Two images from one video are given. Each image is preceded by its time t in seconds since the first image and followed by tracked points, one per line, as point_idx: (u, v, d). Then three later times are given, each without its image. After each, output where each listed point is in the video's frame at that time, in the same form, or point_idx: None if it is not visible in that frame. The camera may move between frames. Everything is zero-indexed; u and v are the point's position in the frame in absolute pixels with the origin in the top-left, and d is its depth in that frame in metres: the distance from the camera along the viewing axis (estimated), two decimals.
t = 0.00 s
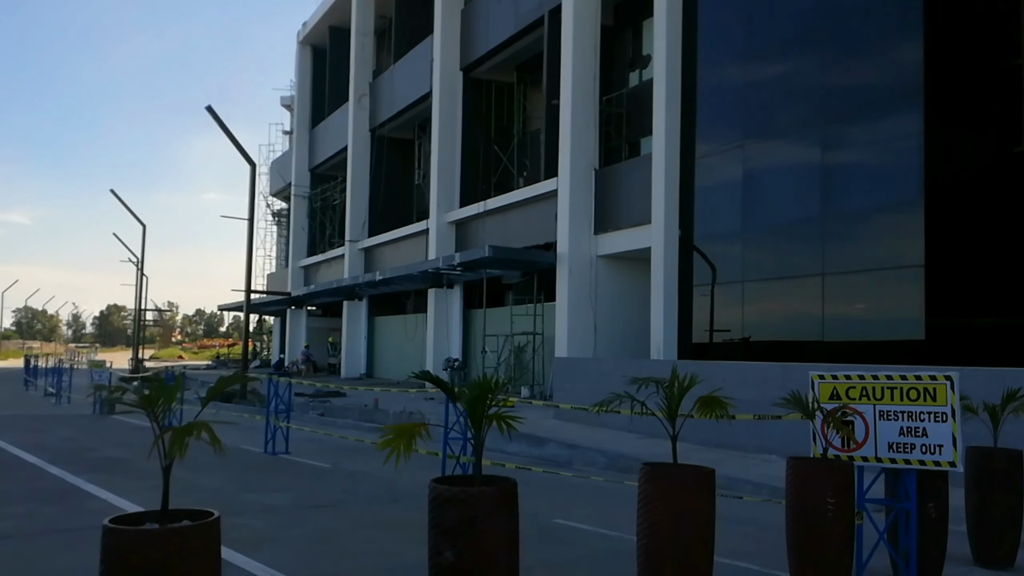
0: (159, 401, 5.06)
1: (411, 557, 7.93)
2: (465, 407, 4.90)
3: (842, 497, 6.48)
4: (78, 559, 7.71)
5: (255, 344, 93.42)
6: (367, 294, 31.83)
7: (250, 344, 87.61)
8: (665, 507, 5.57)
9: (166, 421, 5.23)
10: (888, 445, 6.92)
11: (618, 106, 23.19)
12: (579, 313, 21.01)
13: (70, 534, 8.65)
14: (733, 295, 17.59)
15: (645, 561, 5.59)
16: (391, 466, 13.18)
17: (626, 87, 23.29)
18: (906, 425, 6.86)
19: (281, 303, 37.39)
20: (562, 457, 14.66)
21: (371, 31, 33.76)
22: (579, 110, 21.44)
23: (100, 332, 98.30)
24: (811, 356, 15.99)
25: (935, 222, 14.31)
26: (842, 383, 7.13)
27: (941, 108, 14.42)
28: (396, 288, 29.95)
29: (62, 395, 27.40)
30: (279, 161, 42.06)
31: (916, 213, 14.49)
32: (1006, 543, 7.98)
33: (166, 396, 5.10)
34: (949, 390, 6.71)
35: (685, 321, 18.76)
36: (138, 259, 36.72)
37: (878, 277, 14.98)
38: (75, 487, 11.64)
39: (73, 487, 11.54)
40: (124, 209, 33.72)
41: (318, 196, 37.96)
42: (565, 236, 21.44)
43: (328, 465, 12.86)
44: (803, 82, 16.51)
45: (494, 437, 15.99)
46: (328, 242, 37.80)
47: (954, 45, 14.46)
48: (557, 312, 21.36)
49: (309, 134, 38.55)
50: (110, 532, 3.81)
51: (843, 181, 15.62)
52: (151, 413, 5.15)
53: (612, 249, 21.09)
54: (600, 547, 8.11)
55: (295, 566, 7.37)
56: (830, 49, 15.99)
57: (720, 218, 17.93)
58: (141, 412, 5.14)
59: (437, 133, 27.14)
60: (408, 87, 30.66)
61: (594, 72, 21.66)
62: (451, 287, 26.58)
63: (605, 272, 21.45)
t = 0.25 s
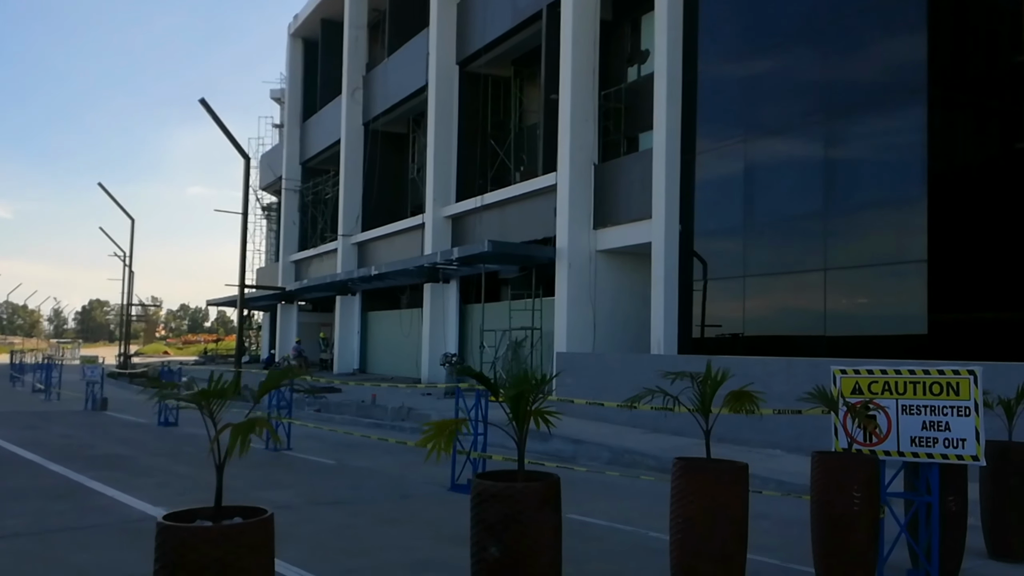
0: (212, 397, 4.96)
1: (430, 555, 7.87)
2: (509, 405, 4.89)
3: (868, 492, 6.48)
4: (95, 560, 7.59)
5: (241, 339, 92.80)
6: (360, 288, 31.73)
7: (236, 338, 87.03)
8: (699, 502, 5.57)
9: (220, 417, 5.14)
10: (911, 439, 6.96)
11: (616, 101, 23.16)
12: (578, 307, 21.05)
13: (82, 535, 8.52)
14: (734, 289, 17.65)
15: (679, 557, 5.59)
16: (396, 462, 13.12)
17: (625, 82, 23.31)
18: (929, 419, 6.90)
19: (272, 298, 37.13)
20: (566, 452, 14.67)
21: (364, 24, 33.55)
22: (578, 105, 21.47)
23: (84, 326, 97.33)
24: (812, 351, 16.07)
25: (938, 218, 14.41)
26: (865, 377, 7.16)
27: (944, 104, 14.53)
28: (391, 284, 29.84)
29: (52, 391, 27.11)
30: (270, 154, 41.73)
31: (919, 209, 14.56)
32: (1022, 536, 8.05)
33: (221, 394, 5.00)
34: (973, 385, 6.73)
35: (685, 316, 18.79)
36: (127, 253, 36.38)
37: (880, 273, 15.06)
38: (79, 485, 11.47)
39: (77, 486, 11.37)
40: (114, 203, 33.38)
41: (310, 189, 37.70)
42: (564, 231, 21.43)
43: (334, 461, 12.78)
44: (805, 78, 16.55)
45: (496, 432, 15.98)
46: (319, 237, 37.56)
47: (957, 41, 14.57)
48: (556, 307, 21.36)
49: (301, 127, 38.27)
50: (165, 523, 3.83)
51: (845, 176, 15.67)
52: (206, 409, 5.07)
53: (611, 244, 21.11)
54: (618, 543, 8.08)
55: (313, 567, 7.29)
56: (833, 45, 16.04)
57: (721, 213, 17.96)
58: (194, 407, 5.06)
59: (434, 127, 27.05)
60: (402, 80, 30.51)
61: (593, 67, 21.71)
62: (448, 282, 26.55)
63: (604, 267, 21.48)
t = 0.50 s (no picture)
0: (272, 395, 4.86)
1: (452, 551, 7.92)
2: (551, 403, 4.88)
3: (892, 486, 6.57)
4: (118, 559, 7.56)
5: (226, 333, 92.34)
6: (354, 284, 31.70)
7: (222, 333, 86.48)
8: (734, 498, 5.62)
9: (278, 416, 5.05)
10: (930, 435, 7.06)
11: (615, 98, 23.32)
12: (576, 303, 21.17)
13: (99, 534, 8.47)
14: (732, 286, 17.80)
15: (713, 553, 5.65)
16: (402, 458, 13.17)
17: (623, 79, 23.41)
18: (947, 415, 7.02)
19: (263, 293, 36.99)
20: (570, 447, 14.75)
21: (358, 19, 33.43)
22: (577, 102, 21.61)
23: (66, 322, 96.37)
24: (812, 347, 16.23)
25: (938, 216, 14.57)
26: (883, 374, 7.28)
27: (945, 103, 14.65)
28: (385, 279, 29.82)
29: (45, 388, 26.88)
30: (260, 148, 41.51)
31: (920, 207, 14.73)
32: None
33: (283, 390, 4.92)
34: (991, 381, 6.86)
35: (685, 313, 18.92)
36: (118, 249, 36.10)
37: (880, 270, 15.22)
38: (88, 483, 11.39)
39: (85, 484, 11.29)
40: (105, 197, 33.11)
41: (301, 184, 37.54)
42: (563, 227, 21.55)
43: (340, 458, 12.83)
44: (806, 76, 16.66)
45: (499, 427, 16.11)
46: (311, 232, 37.42)
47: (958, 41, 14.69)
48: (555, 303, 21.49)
49: (293, 121, 38.09)
50: (224, 520, 3.82)
51: (846, 174, 15.81)
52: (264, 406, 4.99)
53: (610, 240, 21.25)
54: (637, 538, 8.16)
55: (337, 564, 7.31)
56: (835, 43, 16.13)
57: (720, 211, 18.10)
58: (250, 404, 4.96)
59: (430, 123, 27.04)
60: (397, 76, 30.44)
61: (592, 65, 21.82)
62: (444, 278, 26.60)
63: (603, 263, 21.61)
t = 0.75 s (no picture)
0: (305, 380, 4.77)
1: (470, 547, 7.88)
2: (591, 397, 4.86)
3: (915, 479, 6.62)
4: (133, 555, 7.46)
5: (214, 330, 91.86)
6: (347, 281, 31.60)
7: (209, 330, 85.96)
8: (767, 491, 5.61)
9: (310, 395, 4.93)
10: (949, 428, 7.07)
11: (611, 95, 23.29)
12: (574, 300, 21.21)
13: (112, 528, 8.37)
14: (731, 282, 17.86)
15: (745, 547, 5.64)
16: (407, 455, 13.15)
17: (619, 76, 23.41)
18: (967, 409, 7.03)
19: (255, 289, 36.77)
20: (573, 443, 14.77)
21: (351, 14, 33.28)
22: (576, 98, 21.62)
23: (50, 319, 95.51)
24: (812, 344, 16.31)
25: (938, 213, 14.65)
26: (904, 368, 7.26)
27: (945, 100, 14.71)
28: (380, 276, 29.70)
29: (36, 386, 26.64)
30: (251, 144, 41.27)
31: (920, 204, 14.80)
32: None
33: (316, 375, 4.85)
34: (1011, 375, 6.86)
35: (683, 309, 18.99)
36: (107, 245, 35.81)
37: (881, 266, 15.29)
38: (93, 480, 11.27)
39: (90, 480, 11.16)
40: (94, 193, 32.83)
41: (293, 180, 37.35)
42: (561, 223, 21.56)
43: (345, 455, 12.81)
44: (806, 73, 16.68)
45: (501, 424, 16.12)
46: (303, 228, 37.22)
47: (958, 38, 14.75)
48: (552, 299, 21.50)
49: (284, 117, 37.89)
50: (279, 514, 3.79)
51: (847, 171, 15.86)
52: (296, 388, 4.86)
53: (608, 237, 21.29)
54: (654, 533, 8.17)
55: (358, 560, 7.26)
56: (835, 40, 16.14)
57: (719, 208, 18.15)
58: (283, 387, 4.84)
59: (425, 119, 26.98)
60: (391, 71, 30.33)
61: (590, 61, 21.83)
62: (440, 274, 26.57)
63: (601, 260, 21.65)
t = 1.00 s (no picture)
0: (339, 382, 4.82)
1: (486, 546, 7.79)
2: (631, 393, 4.86)
3: (937, 475, 6.69)
4: (145, 555, 7.36)
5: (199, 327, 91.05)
6: (339, 278, 31.46)
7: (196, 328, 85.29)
8: (800, 485, 5.65)
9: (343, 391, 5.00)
10: (967, 423, 7.15)
11: (608, 94, 23.37)
12: (572, 297, 21.27)
13: (120, 527, 8.21)
14: (730, 280, 17.90)
15: (777, 542, 5.67)
16: (412, 452, 13.12)
17: (615, 74, 23.45)
18: (985, 404, 7.09)
19: (246, 286, 36.48)
20: (577, 440, 14.79)
21: (344, 10, 33.16)
22: (574, 96, 21.66)
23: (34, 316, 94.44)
24: (812, 339, 16.29)
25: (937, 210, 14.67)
26: (921, 364, 7.35)
27: (945, 98, 14.78)
28: (373, 273, 29.57)
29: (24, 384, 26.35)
30: (242, 140, 41.00)
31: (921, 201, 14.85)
32: None
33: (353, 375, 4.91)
34: None
35: (681, 306, 19.04)
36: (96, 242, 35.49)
37: (879, 262, 15.31)
38: (96, 479, 11.10)
39: (92, 479, 11.03)
40: (82, 188, 32.52)
41: (284, 177, 37.15)
42: (559, 220, 21.62)
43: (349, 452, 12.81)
44: (805, 70, 16.71)
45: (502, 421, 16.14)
46: (294, 225, 36.97)
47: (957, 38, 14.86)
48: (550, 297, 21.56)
49: (275, 113, 37.68)
50: (336, 511, 3.78)
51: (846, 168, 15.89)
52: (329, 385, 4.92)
53: (605, 234, 21.36)
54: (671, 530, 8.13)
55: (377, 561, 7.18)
56: (835, 37, 16.15)
57: (717, 205, 18.18)
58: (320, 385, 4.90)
59: (421, 116, 26.95)
60: (385, 68, 30.23)
61: (588, 59, 21.90)
62: (435, 271, 26.55)
63: (598, 257, 21.72)
